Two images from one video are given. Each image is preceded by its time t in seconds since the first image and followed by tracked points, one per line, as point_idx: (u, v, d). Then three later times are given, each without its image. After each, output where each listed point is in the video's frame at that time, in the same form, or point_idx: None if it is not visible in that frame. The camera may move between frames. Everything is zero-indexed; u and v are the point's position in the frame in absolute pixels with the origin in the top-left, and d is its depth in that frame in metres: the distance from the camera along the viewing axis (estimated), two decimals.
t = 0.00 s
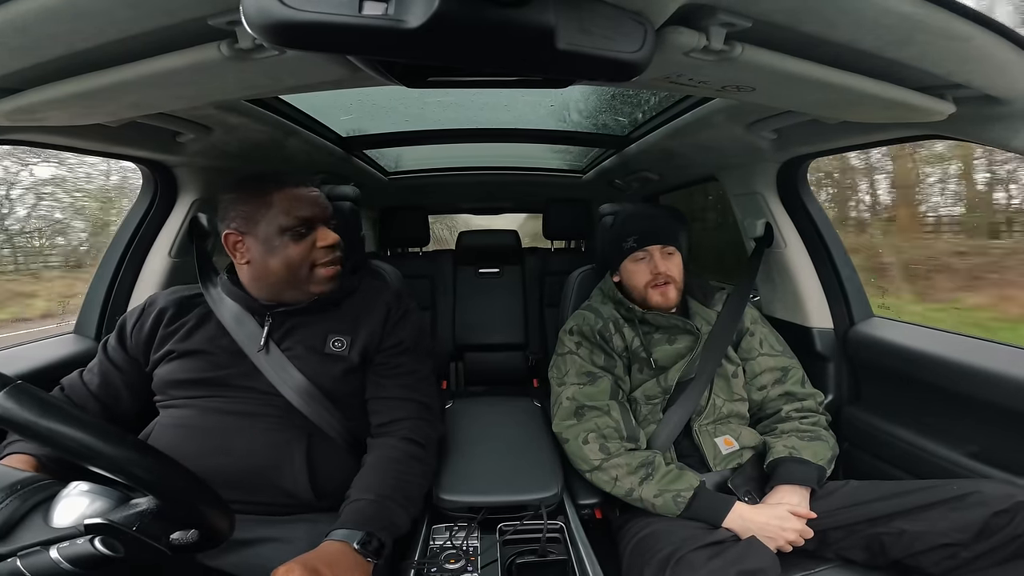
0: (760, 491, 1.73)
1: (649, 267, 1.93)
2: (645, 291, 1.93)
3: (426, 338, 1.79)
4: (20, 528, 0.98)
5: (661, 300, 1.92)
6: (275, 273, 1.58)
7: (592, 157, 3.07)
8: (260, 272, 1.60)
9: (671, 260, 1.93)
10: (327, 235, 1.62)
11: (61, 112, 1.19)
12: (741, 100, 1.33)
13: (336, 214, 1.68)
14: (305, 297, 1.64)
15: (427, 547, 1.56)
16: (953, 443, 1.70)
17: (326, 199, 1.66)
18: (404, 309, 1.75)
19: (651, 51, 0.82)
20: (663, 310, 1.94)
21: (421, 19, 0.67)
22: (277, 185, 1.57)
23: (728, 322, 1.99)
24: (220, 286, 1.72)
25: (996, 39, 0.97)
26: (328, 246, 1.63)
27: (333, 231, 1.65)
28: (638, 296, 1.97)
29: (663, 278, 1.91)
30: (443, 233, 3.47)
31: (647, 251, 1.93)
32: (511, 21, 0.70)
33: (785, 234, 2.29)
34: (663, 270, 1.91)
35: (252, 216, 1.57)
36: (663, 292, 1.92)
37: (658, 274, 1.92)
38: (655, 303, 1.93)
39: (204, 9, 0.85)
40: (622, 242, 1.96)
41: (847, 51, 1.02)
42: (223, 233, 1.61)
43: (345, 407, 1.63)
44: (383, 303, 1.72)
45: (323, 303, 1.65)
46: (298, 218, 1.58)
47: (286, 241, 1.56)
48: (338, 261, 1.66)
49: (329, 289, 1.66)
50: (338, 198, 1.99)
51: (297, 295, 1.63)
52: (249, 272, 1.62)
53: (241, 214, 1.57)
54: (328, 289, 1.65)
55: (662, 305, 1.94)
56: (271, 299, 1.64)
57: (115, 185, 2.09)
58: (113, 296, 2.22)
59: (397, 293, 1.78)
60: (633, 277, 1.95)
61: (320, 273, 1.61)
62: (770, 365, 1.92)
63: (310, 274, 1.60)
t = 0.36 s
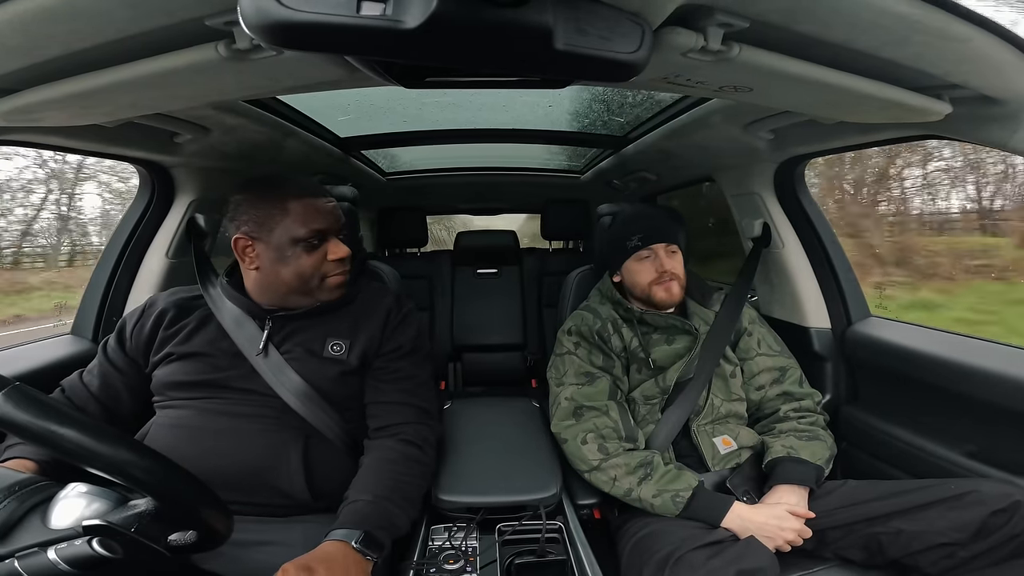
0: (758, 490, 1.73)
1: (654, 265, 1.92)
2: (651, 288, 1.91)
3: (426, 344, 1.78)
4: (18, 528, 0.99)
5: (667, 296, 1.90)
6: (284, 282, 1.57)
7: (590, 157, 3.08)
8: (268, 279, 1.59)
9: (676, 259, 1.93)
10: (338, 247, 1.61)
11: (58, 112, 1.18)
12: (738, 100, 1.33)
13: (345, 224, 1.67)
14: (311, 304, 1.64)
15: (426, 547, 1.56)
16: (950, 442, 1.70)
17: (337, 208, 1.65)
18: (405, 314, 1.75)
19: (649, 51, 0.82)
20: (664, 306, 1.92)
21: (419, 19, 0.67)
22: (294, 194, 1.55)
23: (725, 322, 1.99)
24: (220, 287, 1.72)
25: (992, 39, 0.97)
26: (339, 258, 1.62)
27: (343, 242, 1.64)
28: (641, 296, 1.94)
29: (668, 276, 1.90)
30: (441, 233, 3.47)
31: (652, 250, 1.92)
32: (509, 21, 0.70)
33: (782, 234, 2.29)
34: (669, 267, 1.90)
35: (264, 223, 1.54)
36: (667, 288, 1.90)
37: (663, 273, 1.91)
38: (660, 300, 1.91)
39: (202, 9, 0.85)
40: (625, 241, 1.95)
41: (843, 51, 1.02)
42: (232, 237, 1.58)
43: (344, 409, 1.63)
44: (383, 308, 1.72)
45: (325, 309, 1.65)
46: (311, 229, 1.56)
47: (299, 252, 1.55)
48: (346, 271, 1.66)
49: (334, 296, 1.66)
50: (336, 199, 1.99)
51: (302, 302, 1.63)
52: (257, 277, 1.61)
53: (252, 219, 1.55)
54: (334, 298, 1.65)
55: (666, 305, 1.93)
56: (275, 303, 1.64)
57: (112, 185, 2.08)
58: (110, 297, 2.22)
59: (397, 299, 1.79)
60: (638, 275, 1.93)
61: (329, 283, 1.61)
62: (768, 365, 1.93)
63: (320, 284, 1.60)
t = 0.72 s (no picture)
0: (756, 489, 1.73)
1: (652, 264, 1.92)
2: (650, 286, 1.90)
3: (424, 343, 1.79)
4: (17, 528, 0.98)
5: (666, 294, 1.90)
6: (281, 282, 1.57)
7: (589, 156, 3.08)
8: (266, 279, 1.59)
9: (673, 257, 1.93)
10: (335, 246, 1.60)
11: (55, 112, 1.18)
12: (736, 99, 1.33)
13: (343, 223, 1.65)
14: (309, 304, 1.64)
15: (425, 547, 1.56)
16: (948, 441, 1.71)
17: (334, 207, 1.64)
18: (402, 314, 1.75)
19: (646, 50, 0.82)
20: (665, 304, 1.91)
21: (417, 19, 0.67)
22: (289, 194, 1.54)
23: (724, 321, 1.99)
24: (219, 287, 1.73)
25: (989, 38, 0.97)
26: (336, 257, 1.60)
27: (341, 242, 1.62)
28: (640, 294, 1.94)
29: (666, 274, 1.90)
30: (440, 233, 3.47)
31: (649, 249, 1.92)
32: (507, 20, 0.70)
33: (780, 233, 2.29)
34: (667, 265, 1.90)
35: (260, 223, 1.54)
36: (666, 286, 1.90)
37: (661, 271, 1.91)
38: (660, 299, 1.91)
39: (199, 9, 0.85)
40: (623, 240, 1.95)
41: (841, 50, 1.02)
42: (229, 237, 1.59)
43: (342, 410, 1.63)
44: (381, 309, 1.72)
45: (323, 310, 1.65)
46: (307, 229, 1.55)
47: (295, 252, 1.54)
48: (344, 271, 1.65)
49: (333, 296, 1.66)
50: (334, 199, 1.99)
51: (300, 302, 1.63)
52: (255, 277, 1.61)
53: (248, 219, 1.56)
54: (332, 298, 1.65)
55: (665, 302, 1.93)
56: (273, 303, 1.64)
57: (109, 185, 2.08)
58: (108, 297, 2.22)
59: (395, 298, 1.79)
60: (636, 274, 1.93)
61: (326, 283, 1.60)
62: (765, 364, 1.93)
63: (317, 284, 1.59)
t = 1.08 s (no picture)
0: (754, 490, 1.73)
1: (649, 265, 1.92)
2: (647, 288, 1.91)
3: (424, 343, 1.79)
4: (12, 528, 1.01)
5: (663, 296, 1.91)
6: (251, 273, 1.61)
7: (587, 157, 3.08)
8: (241, 270, 1.64)
9: (670, 257, 1.93)
10: (304, 241, 1.59)
11: (52, 112, 1.18)
12: (735, 100, 1.33)
13: (324, 220, 1.64)
14: (281, 299, 1.64)
15: (423, 548, 1.56)
16: (945, 442, 1.71)
17: (317, 203, 1.64)
18: (402, 314, 1.76)
19: (645, 51, 0.82)
20: (664, 305, 1.92)
21: (416, 19, 0.67)
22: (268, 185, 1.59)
23: (722, 322, 1.99)
24: (218, 287, 1.73)
25: (987, 40, 0.97)
26: (304, 252, 1.59)
27: (314, 237, 1.61)
28: (638, 296, 1.95)
29: (662, 275, 1.91)
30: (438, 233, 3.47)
31: (645, 250, 1.92)
32: (506, 20, 0.70)
33: (778, 234, 2.30)
34: (664, 266, 1.91)
35: (240, 214, 1.61)
36: (663, 288, 1.91)
37: (658, 272, 1.91)
38: (658, 301, 1.92)
39: (198, 8, 0.85)
40: (620, 241, 1.96)
41: (839, 51, 1.02)
42: (220, 229, 1.66)
43: (340, 408, 1.63)
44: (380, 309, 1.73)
45: (321, 305, 1.67)
46: (277, 221, 1.58)
47: (261, 243, 1.57)
48: (316, 267, 1.63)
49: (306, 293, 1.65)
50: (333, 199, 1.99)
51: (273, 297, 1.64)
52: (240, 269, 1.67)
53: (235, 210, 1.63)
54: (301, 294, 1.64)
55: (663, 304, 1.94)
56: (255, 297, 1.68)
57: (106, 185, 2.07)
58: (105, 296, 2.21)
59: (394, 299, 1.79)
60: (634, 277, 1.93)
61: (291, 276, 1.59)
62: (764, 365, 1.93)
63: (283, 278, 1.60)
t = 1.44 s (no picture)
0: (754, 490, 1.73)
1: (646, 265, 1.92)
2: (644, 288, 1.91)
3: (421, 342, 1.79)
4: (11, 527, 1.00)
5: (660, 296, 1.91)
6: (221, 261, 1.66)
7: (586, 157, 3.08)
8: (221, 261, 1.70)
9: (667, 258, 1.93)
10: (262, 232, 1.59)
11: (50, 112, 1.17)
12: (734, 100, 1.33)
13: (293, 216, 1.62)
14: (243, 292, 1.65)
15: (423, 548, 1.56)
16: (944, 441, 1.71)
17: (291, 199, 1.63)
18: (398, 313, 1.76)
19: (644, 51, 0.82)
20: (662, 304, 1.92)
21: (415, 19, 0.67)
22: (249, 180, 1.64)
23: (720, 321, 1.98)
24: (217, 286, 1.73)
25: (986, 40, 0.98)
26: (259, 244, 1.59)
27: (274, 230, 1.60)
28: (635, 296, 1.95)
29: (659, 275, 1.91)
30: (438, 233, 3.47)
31: (642, 250, 1.92)
32: (505, 20, 0.70)
33: (776, 234, 2.30)
34: (661, 267, 1.91)
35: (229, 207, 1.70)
36: (660, 288, 1.91)
37: (655, 272, 1.91)
38: (655, 300, 1.92)
39: (196, 9, 0.85)
40: (616, 242, 1.96)
41: (838, 51, 1.02)
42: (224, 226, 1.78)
43: (336, 407, 1.62)
44: (377, 308, 1.73)
45: (318, 300, 1.68)
46: (246, 212, 1.61)
47: (227, 232, 1.62)
48: (269, 261, 1.60)
49: (260, 288, 1.63)
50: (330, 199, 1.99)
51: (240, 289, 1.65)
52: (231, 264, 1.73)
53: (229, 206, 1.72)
54: (256, 288, 1.62)
55: (660, 303, 1.94)
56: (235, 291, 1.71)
57: (104, 185, 2.07)
58: (103, 297, 2.21)
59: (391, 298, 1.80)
60: (631, 277, 1.94)
61: (243, 266, 1.59)
62: (763, 364, 1.93)
63: (237, 266, 1.61)
